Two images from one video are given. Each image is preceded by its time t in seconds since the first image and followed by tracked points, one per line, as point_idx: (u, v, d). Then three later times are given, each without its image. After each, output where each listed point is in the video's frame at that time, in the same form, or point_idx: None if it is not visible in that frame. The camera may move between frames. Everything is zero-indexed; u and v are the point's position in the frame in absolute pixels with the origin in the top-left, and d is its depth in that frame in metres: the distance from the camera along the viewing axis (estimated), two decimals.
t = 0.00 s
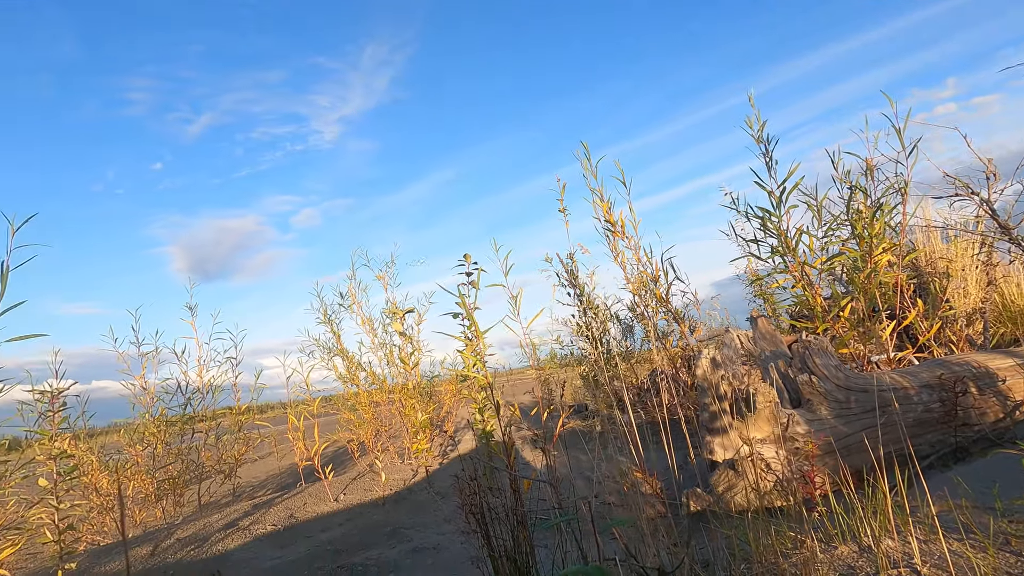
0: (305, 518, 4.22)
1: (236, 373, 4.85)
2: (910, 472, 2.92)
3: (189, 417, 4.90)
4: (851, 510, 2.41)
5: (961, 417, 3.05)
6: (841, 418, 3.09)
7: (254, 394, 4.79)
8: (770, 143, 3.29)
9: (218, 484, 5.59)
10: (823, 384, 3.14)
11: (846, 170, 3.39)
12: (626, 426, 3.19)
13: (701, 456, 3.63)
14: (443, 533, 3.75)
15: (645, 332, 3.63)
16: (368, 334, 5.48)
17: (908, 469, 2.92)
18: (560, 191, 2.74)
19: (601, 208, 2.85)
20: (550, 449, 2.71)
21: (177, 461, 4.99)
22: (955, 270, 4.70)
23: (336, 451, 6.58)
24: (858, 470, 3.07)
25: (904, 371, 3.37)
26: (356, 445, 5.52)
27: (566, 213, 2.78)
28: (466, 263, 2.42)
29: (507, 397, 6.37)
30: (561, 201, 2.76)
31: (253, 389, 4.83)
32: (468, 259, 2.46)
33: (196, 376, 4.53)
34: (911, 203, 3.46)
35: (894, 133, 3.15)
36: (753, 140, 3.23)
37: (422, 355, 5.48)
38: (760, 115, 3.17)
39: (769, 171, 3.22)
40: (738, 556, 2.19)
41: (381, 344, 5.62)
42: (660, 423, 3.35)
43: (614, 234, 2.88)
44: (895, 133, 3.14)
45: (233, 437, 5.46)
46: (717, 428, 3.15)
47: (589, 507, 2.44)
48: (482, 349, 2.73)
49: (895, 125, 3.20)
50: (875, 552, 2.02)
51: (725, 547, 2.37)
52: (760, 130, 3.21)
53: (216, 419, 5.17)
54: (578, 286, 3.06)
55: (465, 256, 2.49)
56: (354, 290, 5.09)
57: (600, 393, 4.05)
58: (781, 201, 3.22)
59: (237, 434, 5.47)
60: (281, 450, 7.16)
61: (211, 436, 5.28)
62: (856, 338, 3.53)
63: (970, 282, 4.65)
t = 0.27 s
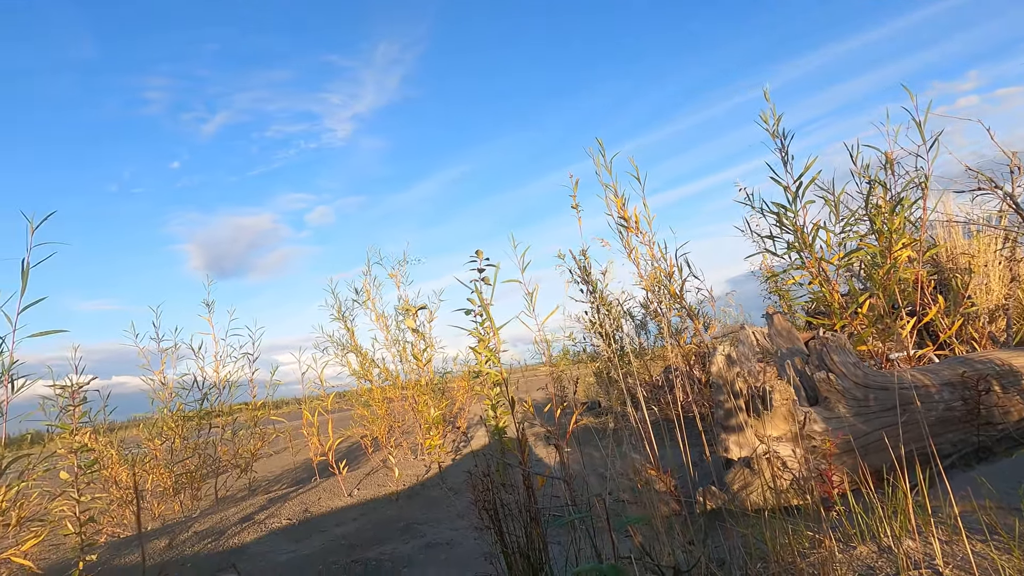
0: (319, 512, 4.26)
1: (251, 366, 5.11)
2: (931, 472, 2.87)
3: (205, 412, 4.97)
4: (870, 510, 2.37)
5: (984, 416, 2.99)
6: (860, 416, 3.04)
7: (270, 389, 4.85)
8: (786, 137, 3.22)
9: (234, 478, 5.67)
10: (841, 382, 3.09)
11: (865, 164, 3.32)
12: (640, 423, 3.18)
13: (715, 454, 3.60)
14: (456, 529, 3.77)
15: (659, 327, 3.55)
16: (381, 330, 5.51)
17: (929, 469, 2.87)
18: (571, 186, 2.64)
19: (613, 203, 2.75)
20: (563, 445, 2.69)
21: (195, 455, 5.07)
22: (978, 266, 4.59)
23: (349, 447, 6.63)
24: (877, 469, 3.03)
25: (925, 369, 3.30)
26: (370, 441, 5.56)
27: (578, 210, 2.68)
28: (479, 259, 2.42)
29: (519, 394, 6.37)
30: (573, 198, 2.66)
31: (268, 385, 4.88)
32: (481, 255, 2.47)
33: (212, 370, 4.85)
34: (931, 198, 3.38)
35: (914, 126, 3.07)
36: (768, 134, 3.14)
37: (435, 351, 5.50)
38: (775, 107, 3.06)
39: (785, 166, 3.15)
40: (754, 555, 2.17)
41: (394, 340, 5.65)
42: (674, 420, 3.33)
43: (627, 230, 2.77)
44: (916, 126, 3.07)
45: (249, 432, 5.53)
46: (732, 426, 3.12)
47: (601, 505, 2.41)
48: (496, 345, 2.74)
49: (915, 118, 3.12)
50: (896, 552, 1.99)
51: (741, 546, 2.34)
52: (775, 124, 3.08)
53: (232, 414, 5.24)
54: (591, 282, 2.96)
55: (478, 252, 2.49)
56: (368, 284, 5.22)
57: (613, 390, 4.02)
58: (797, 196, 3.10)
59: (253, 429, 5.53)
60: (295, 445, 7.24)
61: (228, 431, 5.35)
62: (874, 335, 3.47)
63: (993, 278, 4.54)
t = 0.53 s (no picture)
0: (334, 507, 4.29)
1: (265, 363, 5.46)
2: (953, 472, 2.82)
3: (222, 408, 5.03)
4: (891, 510, 2.33)
5: (1008, 415, 2.93)
6: (878, 415, 3.00)
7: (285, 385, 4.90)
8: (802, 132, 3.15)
9: (250, 473, 5.74)
10: (859, 380, 3.04)
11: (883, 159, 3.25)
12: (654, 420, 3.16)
13: (731, 453, 3.57)
14: (469, 525, 3.78)
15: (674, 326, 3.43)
16: (395, 327, 5.53)
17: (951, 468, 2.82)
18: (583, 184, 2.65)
19: (628, 199, 2.70)
20: (577, 442, 2.67)
21: (211, 450, 5.14)
22: (1002, 262, 4.49)
23: (363, 443, 6.68)
24: (897, 468, 2.98)
25: (947, 367, 3.23)
26: (383, 437, 5.59)
27: (592, 206, 2.62)
28: (492, 257, 2.44)
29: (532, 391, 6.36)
30: (585, 193, 2.66)
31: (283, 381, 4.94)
32: (495, 252, 2.48)
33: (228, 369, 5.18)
34: (953, 192, 3.30)
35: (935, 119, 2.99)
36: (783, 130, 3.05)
37: (448, 348, 5.51)
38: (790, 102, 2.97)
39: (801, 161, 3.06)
40: (772, 555, 2.14)
41: (407, 337, 5.67)
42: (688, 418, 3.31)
43: (641, 226, 2.70)
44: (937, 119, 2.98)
45: (265, 428, 5.59)
46: (747, 424, 3.09)
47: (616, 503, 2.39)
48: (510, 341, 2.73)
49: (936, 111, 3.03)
50: (917, 553, 1.95)
51: (758, 545, 2.31)
52: (791, 119, 2.98)
53: (248, 410, 5.30)
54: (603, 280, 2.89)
55: (491, 249, 2.49)
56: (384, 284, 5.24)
57: (626, 388, 3.99)
58: (814, 192, 3.01)
59: (269, 425, 5.60)
60: (310, 441, 7.31)
61: (243, 427, 5.42)
62: (894, 333, 3.40)
63: (1018, 274, 4.44)
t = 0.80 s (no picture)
0: (347, 503, 4.32)
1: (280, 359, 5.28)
2: (974, 473, 2.78)
3: (237, 404, 5.09)
4: (910, 511, 2.29)
5: None
6: (897, 414, 2.95)
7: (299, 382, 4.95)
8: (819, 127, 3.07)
9: (265, 469, 5.80)
10: (877, 379, 2.99)
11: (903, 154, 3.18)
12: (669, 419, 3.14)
13: (745, 451, 3.54)
14: (482, 522, 3.79)
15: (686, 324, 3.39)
16: (407, 324, 5.55)
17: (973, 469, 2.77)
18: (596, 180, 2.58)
19: (641, 195, 2.63)
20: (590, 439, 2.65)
21: (227, 446, 5.20)
22: None
23: (376, 440, 6.72)
24: (916, 469, 2.94)
25: (968, 366, 3.17)
26: (396, 434, 5.62)
27: (604, 203, 2.57)
28: (504, 255, 2.44)
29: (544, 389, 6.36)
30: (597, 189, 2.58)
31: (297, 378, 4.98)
32: (506, 251, 2.47)
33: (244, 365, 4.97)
34: (974, 188, 3.23)
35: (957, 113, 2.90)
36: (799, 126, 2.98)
37: (460, 346, 5.52)
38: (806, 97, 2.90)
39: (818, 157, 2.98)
40: (788, 556, 2.11)
41: (419, 335, 5.69)
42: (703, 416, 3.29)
43: (656, 223, 2.64)
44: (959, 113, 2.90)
45: (279, 424, 5.64)
46: (762, 423, 3.05)
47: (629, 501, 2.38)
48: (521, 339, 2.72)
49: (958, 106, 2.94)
50: (938, 555, 1.92)
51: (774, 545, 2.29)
52: (809, 113, 2.91)
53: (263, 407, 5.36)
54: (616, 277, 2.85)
55: (502, 248, 2.48)
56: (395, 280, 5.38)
57: (639, 386, 3.97)
58: (832, 188, 2.95)
59: (283, 421, 5.66)
60: (323, 438, 7.37)
61: (258, 423, 5.48)
62: (913, 331, 3.34)
63: None
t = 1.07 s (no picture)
0: (361, 500, 4.36)
1: (293, 358, 5.23)
2: (996, 474, 2.73)
3: (252, 401, 5.15)
4: (930, 512, 2.26)
5: None
6: (915, 414, 2.91)
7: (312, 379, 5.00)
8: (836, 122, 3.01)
9: (279, 465, 5.86)
10: (895, 378, 2.95)
11: (922, 149, 3.11)
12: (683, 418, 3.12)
13: (760, 451, 3.52)
14: (494, 520, 3.80)
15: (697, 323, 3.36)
16: (419, 323, 5.57)
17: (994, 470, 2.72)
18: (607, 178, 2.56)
19: (652, 193, 2.61)
20: (603, 437, 2.64)
21: (242, 442, 5.26)
22: None
23: (388, 437, 6.77)
24: (935, 469, 2.90)
25: (989, 365, 3.12)
26: (408, 432, 5.65)
27: (616, 201, 2.54)
28: (516, 253, 2.43)
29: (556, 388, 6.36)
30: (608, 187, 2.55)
31: (311, 375, 5.03)
32: (518, 248, 2.46)
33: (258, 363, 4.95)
34: (995, 183, 3.17)
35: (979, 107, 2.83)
36: (816, 121, 2.91)
37: (472, 344, 5.53)
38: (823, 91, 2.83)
39: (836, 153, 2.90)
40: (805, 557, 2.09)
41: (431, 333, 5.71)
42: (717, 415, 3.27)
43: (667, 221, 2.63)
44: (981, 107, 2.83)
45: (293, 421, 5.71)
46: (777, 422, 3.03)
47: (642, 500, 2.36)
48: (533, 337, 2.72)
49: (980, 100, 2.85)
50: (958, 557, 1.89)
51: (790, 545, 2.26)
52: (826, 108, 2.86)
53: (277, 404, 5.41)
54: (628, 276, 2.83)
55: (514, 245, 2.48)
56: (405, 280, 5.44)
57: (652, 385, 3.95)
58: (848, 185, 2.90)
59: (297, 418, 5.71)
60: (336, 435, 7.43)
61: (272, 420, 5.53)
62: (931, 329, 3.28)
63: None
